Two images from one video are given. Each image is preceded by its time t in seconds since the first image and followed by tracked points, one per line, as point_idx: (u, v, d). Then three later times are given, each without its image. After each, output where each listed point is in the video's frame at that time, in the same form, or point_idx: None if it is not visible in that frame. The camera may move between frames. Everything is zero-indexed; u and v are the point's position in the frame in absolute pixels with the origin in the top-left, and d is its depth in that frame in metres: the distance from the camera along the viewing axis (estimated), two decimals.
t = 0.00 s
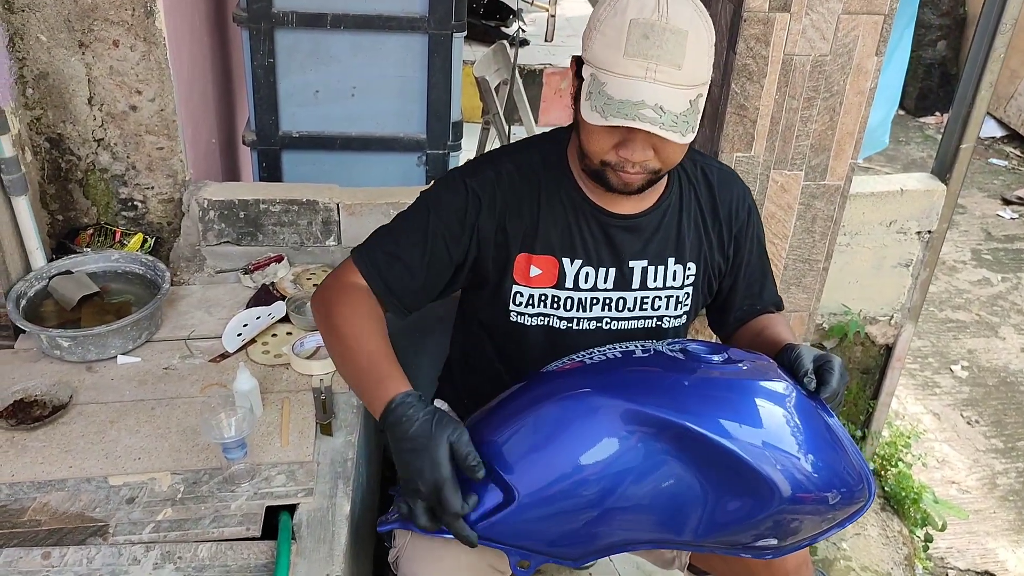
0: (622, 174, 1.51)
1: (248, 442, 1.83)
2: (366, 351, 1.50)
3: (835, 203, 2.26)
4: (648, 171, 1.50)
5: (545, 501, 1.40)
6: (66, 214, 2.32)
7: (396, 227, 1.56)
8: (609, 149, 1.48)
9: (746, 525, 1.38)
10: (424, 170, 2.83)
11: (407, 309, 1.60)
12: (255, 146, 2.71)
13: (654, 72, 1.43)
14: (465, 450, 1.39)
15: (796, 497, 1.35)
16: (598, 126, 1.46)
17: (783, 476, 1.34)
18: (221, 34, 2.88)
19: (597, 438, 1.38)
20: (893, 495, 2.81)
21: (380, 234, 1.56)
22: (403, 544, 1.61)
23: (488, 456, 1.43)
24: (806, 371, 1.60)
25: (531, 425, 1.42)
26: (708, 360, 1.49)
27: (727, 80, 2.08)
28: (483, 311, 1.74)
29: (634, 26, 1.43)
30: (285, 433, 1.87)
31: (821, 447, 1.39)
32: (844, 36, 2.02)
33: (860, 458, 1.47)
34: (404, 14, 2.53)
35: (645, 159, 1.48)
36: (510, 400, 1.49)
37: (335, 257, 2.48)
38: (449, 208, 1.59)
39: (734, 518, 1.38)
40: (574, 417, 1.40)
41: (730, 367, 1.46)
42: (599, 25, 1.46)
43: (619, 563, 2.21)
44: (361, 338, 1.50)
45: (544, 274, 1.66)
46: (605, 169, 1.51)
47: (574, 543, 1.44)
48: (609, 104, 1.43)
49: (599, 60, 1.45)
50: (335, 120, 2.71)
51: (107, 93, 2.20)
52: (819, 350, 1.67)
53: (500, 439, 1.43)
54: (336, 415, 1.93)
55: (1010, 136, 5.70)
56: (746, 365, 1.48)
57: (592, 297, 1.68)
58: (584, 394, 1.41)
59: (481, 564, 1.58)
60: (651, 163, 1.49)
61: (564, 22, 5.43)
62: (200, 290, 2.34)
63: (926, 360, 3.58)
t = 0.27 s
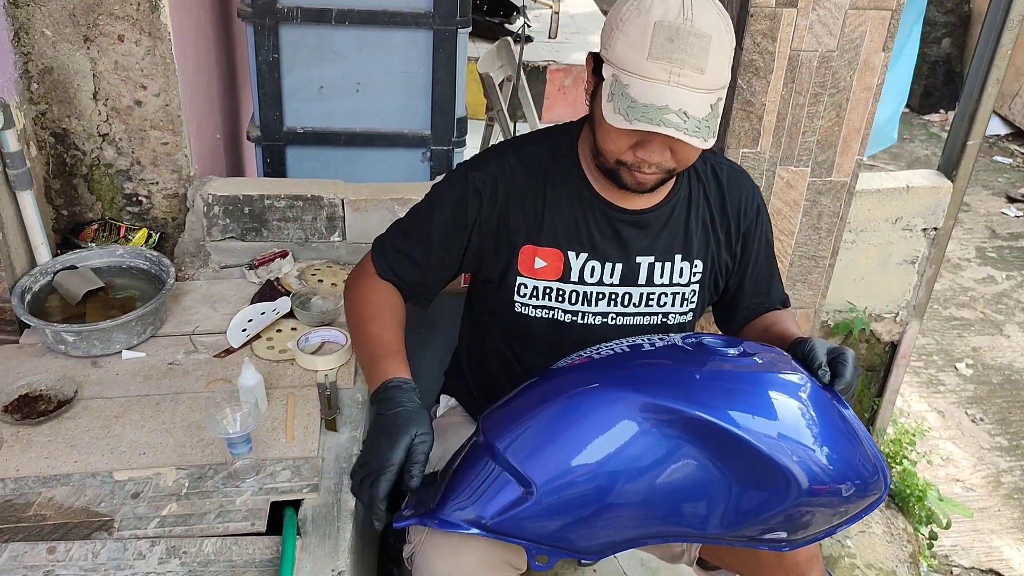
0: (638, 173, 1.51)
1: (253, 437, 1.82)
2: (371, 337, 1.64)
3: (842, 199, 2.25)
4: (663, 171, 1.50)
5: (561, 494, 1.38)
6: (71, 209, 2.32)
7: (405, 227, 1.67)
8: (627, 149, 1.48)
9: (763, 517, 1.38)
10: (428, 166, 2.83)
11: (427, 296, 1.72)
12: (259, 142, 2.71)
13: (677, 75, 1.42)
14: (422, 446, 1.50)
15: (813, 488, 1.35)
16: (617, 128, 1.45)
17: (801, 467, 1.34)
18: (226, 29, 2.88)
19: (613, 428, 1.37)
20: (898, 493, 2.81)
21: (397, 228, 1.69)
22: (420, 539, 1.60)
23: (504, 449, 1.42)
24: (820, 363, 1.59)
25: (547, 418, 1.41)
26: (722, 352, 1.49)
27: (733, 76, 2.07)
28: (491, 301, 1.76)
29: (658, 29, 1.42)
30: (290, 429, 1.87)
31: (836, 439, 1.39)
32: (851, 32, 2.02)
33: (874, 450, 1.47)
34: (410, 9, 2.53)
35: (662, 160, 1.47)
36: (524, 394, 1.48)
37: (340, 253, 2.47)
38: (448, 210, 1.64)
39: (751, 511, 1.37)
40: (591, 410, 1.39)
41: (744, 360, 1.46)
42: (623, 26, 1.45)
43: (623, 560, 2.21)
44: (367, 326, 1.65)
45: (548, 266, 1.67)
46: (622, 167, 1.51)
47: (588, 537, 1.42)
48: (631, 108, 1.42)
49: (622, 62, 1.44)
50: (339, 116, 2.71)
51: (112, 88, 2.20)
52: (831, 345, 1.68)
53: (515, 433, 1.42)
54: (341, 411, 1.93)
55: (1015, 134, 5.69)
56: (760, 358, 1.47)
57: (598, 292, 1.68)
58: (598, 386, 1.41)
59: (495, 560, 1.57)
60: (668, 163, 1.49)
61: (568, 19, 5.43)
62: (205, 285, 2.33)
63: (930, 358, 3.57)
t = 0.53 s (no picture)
0: (649, 168, 1.50)
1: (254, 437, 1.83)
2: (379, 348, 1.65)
3: (843, 199, 2.25)
4: (674, 163, 1.50)
5: (567, 491, 1.38)
6: (73, 208, 2.32)
7: (404, 234, 1.68)
8: (640, 144, 1.47)
9: (771, 515, 1.37)
10: (430, 166, 2.83)
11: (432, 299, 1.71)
12: (261, 141, 2.71)
13: (696, 68, 1.42)
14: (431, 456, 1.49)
15: (822, 486, 1.34)
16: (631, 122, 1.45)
17: (809, 465, 1.33)
18: (227, 28, 2.88)
19: (618, 425, 1.37)
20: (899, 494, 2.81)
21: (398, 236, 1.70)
22: (426, 539, 1.59)
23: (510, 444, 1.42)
24: (830, 362, 1.59)
25: (553, 414, 1.41)
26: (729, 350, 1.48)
27: (735, 76, 2.07)
28: (491, 298, 1.76)
29: (673, 23, 1.42)
30: (291, 429, 1.87)
31: (843, 437, 1.37)
32: (853, 32, 2.01)
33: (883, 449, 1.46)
34: (412, 9, 2.52)
35: (674, 154, 1.47)
36: (530, 390, 1.48)
37: (341, 253, 2.47)
38: (446, 212, 1.64)
39: (759, 508, 1.37)
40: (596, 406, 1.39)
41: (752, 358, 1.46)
42: (634, 22, 1.45)
43: (624, 560, 2.22)
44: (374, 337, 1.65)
45: (548, 263, 1.67)
46: (633, 162, 1.50)
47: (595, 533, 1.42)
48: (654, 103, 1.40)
49: (638, 59, 1.43)
50: (341, 116, 2.71)
51: (114, 88, 2.20)
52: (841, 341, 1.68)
53: (521, 428, 1.42)
54: (342, 410, 1.93)
55: (1017, 134, 5.68)
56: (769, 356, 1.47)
57: (598, 287, 1.69)
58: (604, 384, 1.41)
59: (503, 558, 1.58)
60: (679, 156, 1.49)
61: (570, 19, 5.43)
62: (206, 284, 2.33)
63: (932, 358, 3.57)
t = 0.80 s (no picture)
0: (664, 155, 1.51)
1: (254, 438, 1.83)
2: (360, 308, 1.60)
3: (844, 201, 2.25)
4: (687, 151, 1.52)
5: (572, 429, 1.27)
6: (73, 210, 2.33)
7: (398, 224, 1.69)
8: (656, 130, 1.49)
9: (782, 497, 1.29)
10: (430, 167, 2.83)
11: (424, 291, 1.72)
12: (262, 142, 2.71)
13: (711, 48, 1.46)
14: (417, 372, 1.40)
15: (829, 469, 1.29)
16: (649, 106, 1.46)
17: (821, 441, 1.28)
18: (228, 29, 2.88)
19: (633, 366, 1.30)
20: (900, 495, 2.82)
21: (391, 225, 1.69)
22: (412, 547, 1.60)
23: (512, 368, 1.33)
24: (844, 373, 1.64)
25: (562, 346, 1.34)
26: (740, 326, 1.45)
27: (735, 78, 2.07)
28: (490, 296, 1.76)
29: (687, 6, 1.47)
30: (291, 430, 1.87)
31: (849, 426, 1.32)
32: (853, 34, 2.01)
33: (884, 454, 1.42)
34: (412, 10, 2.52)
35: (690, 139, 1.49)
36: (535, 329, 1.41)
37: (341, 254, 2.48)
38: (444, 201, 1.65)
39: (768, 486, 1.29)
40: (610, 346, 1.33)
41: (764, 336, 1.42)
42: (648, 7, 1.49)
43: (624, 561, 2.22)
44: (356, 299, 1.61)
45: (547, 259, 1.67)
46: (649, 151, 1.51)
47: (584, 481, 1.28)
48: (678, 78, 1.42)
49: (656, 41, 1.46)
50: (342, 117, 2.71)
51: (115, 89, 2.21)
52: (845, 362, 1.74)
53: (527, 356, 1.34)
54: (342, 411, 1.93)
55: (1019, 136, 5.68)
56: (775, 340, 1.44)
57: (597, 284, 1.69)
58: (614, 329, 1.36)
59: (490, 560, 1.58)
60: (693, 143, 1.51)
61: (571, 20, 5.43)
62: (207, 286, 2.34)
63: (933, 360, 3.57)
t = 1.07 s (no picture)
0: (686, 156, 1.59)
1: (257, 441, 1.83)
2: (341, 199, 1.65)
3: (846, 204, 2.25)
4: (709, 154, 1.59)
5: (586, 317, 1.25)
6: (77, 212, 2.33)
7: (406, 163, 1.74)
8: (681, 131, 1.56)
9: (738, 506, 1.24)
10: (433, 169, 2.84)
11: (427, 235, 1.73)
12: (265, 145, 2.72)
13: (740, 49, 1.52)
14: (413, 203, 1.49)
15: (801, 488, 1.24)
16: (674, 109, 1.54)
17: (803, 453, 1.25)
18: (231, 32, 2.89)
19: (680, 308, 1.28)
20: (902, 498, 2.82)
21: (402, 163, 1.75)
22: (382, 549, 1.73)
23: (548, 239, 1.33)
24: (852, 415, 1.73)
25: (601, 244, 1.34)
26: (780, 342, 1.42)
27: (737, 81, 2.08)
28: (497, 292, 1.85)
29: (718, 8, 1.53)
30: (294, 433, 1.87)
31: (828, 490, 1.28)
32: (856, 37, 2.02)
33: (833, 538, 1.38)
34: (415, 13, 2.53)
35: (712, 142, 1.56)
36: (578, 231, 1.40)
37: (344, 256, 2.48)
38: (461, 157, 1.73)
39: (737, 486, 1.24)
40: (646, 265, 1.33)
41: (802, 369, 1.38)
42: (679, 7, 1.55)
43: (626, 563, 2.23)
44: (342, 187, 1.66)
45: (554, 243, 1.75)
46: (672, 151, 1.58)
47: (568, 372, 1.25)
48: (708, 76, 1.48)
49: (687, 39, 1.52)
50: (345, 120, 2.71)
51: (119, 92, 2.21)
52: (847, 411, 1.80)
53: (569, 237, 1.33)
54: (345, 414, 1.94)
55: (1021, 138, 5.68)
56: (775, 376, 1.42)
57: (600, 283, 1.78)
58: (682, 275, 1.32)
59: (456, 553, 1.71)
60: (715, 146, 1.57)
61: (573, 22, 5.43)
62: (210, 288, 2.34)
63: (935, 362, 3.56)
